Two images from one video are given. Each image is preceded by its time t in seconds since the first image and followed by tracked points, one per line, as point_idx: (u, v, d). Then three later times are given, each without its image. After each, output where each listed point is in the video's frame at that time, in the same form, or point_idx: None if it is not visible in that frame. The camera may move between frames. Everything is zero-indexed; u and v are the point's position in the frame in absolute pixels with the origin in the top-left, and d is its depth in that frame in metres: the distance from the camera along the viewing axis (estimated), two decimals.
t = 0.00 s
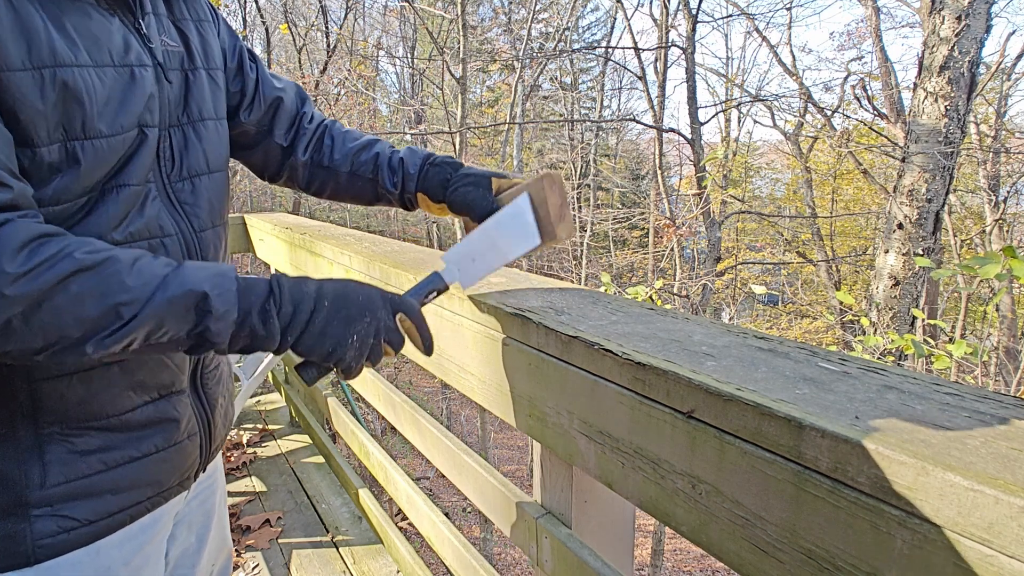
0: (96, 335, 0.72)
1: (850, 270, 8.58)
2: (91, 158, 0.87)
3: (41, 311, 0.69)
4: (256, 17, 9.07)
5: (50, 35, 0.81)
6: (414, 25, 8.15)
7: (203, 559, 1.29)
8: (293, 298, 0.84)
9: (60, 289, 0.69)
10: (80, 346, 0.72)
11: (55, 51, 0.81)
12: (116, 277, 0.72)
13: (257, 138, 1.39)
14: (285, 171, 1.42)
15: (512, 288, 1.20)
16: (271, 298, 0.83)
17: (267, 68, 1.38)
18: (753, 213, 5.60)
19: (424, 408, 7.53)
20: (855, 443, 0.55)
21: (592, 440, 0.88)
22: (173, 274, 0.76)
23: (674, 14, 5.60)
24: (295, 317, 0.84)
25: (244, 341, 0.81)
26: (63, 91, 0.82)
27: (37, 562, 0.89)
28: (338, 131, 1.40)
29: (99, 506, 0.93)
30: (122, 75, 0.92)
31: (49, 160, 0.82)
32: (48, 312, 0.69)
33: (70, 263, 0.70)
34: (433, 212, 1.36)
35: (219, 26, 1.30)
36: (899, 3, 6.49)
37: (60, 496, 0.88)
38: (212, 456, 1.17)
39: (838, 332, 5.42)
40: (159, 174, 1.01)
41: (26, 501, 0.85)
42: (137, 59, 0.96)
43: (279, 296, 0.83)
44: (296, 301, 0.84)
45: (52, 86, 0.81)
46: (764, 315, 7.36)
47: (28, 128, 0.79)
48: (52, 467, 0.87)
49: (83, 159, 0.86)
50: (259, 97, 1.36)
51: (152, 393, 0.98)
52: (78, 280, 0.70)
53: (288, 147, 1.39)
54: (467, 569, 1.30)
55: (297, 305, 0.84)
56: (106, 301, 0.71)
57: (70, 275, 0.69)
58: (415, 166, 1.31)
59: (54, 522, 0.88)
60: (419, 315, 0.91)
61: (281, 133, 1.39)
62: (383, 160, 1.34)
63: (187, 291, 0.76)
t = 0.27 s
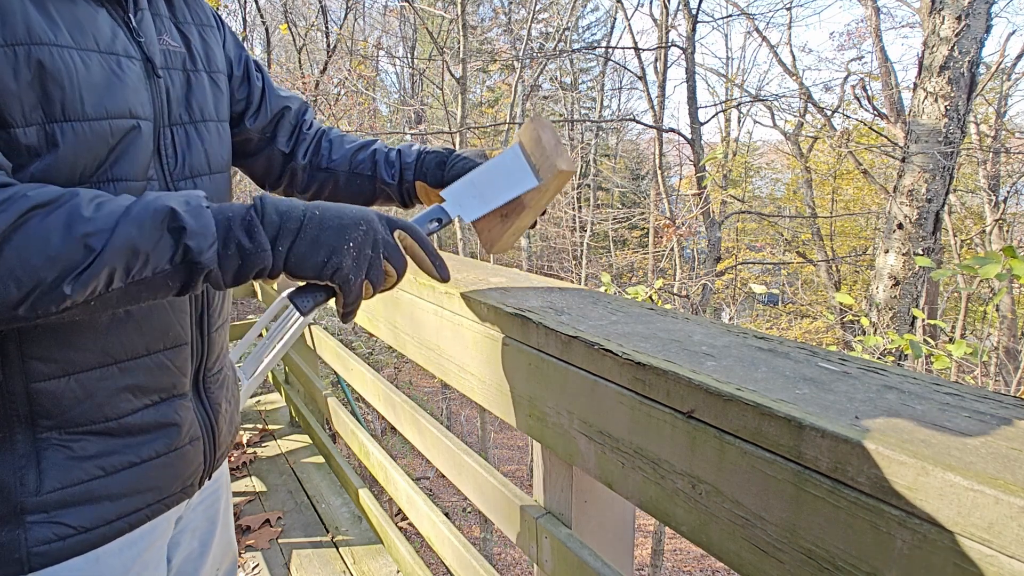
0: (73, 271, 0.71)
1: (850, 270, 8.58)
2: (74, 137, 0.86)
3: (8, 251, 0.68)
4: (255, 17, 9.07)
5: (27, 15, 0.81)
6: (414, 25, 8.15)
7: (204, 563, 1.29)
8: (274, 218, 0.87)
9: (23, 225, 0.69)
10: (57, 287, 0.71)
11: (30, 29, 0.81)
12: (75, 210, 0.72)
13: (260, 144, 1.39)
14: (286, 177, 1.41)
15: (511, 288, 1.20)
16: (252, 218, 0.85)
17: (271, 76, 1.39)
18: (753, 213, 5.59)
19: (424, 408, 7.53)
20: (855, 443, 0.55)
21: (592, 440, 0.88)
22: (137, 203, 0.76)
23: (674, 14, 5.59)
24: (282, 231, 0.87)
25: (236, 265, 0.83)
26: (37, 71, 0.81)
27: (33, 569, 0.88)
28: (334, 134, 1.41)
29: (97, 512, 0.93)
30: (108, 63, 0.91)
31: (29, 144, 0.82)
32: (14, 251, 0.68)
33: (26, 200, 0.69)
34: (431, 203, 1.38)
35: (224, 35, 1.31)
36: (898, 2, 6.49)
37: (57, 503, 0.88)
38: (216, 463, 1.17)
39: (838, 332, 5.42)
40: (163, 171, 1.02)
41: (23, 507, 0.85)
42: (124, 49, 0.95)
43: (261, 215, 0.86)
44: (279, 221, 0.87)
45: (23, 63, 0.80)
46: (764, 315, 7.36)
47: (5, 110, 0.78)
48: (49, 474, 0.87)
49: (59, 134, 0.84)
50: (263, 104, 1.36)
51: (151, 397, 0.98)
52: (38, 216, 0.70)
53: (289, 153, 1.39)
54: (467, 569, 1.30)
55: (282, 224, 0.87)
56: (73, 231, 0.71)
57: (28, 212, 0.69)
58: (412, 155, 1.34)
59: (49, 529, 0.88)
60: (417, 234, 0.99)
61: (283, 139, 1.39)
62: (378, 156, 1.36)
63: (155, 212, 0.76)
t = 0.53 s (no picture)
0: (67, 308, 0.72)
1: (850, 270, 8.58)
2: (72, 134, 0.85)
3: (6, 281, 0.69)
4: (255, 17, 9.07)
5: (31, 15, 0.81)
6: (414, 25, 8.16)
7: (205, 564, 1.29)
8: (275, 266, 0.85)
9: (25, 257, 0.69)
10: (49, 321, 0.71)
11: (34, 29, 0.81)
12: (81, 244, 0.73)
13: (244, 153, 1.39)
14: (268, 187, 1.42)
15: (510, 288, 1.20)
16: (253, 266, 0.84)
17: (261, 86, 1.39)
18: (753, 213, 5.59)
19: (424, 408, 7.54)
20: (855, 443, 0.55)
21: (592, 440, 0.88)
22: (142, 242, 0.77)
23: (674, 14, 5.60)
24: (282, 286, 0.85)
25: (229, 311, 0.82)
26: (41, 73, 0.81)
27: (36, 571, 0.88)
28: (316, 146, 1.41)
29: (99, 515, 0.92)
30: (110, 63, 0.91)
31: (29, 145, 0.81)
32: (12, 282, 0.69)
33: (31, 230, 0.70)
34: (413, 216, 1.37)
35: (219, 41, 1.30)
36: (898, 3, 6.49)
37: (59, 504, 0.88)
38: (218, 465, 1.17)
39: (838, 332, 5.42)
40: (164, 170, 1.01)
41: (24, 510, 0.85)
42: (125, 49, 0.95)
43: (262, 261, 0.85)
44: (279, 267, 0.85)
45: (27, 65, 0.80)
46: (764, 315, 7.37)
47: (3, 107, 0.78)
48: (51, 476, 0.87)
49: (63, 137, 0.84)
50: (251, 112, 1.36)
51: (154, 398, 0.98)
52: (41, 247, 0.70)
53: (271, 163, 1.39)
54: (467, 569, 1.30)
55: (282, 271, 0.86)
56: (74, 269, 0.72)
57: (30, 244, 0.70)
58: (384, 176, 1.33)
59: (51, 531, 0.88)
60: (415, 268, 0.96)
61: (267, 150, 1.39)
62: (355, 172, 1.35)
63: (157, 257, 0.76)
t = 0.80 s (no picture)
0: (82, 334, 0.74)
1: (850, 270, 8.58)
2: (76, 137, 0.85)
3: (29, 306, 0.70)
4: (256, 17, 9.07)
5: (43, 21, 0.81)
6: (414, 25, 8.16)
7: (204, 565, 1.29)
8: (276, 301, 0.89)
9: (51, 285, 0.71)
10: (63, 344, 0.74)
11: (47, 37, 0.81)
12: (106, 275, 0.75)
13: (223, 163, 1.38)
14: (243, 202, 1.41)
15: (510, 288, 1.20)
16: (257, 302, 0.87)
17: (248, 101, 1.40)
18: (754, 213, 5.59)
19: (424, 408, 7.54)
20: (855, 444, 0.55)
21: (592, 440, 0.88)
22: (162, 275, 0.79)
23: (674, 14, 5.59)
24: (280, 324, 0.88)
25: (229, 344, 0.85)
26: (51, 76, 0.81)
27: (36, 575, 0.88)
28: (295, 164, 1.42)
29: (99, 518, 0.92)
30: (115, 69, 0.92)
31: (38, 149, 0.81)
32: (34, 308, 0.71)
33: (61, 259, 0.72)
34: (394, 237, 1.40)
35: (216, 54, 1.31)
36: (898, 2, 6.49)
37: (59, 508, 0.87)
38: (217, 466, 1.17)
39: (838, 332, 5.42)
40: (164, 174, 1.00)
41: (24, 513, 0.85)
42: (130, 55, 0.95)
43: (266, 298, 0.88)
44: (280, 305, 0.89)
45: (38, 68, 0.80)
46: (764, 315, 7.36)
47: (16, 111, 0.78)
48: (51, 479, 0.86)
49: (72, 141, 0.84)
50: (236, 124, 1.37)
51: (153, 400, 0.98)
52: (68, 277, 0.72)
53: (251, 177, 1.39)
54: (467, 569, 1.30)
55: (282, 308, 0.89)
56: (94, 300, 0.74)
57: (60, 271, 0.71)
58: (362, 201, 1.34)
59: (52, 534, 0.87)
60: (402, 291, 0.97)
61: (246, 164, 1.39)
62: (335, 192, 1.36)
63: (175, 292, 0.79)
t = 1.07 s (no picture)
0: (103, 329, 0.74)
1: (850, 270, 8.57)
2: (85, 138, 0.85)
3: (53, 300, 0.71)
4: (256, 16, 9.07)
5: (56, 23, 0.82)
6: (414, 25, 8.16)
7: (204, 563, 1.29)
8: (293, 300, 0.89)
9: (75, 279, 0.71)
10: (85, 338, 0.73)
11: (60, 38, 0.81)
12: (128, 271, 0.75)
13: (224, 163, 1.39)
14: (240, 202, 1.42)
15: (510, 289, 1.20)
16: (274, 302, 0.87)
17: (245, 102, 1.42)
18: (754, 213, 5.58)
19: (424, 408, 7.54)
20: (856, 444, 0.55)
21: (592, 440, 0.88)
22: (182, 273, 0.80)
23: (674, 14, 5.59)
24: (297, 323, 0.88)
25: (246, 341, 0.85)
26: (64, 78, 0.82)
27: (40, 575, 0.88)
28: (291, 163, 1.42)
29: (102, 518, 0.92)
30: (122, 72, 0.92)
31: (49, 150, 0.81)
32: (58, 303, 0.71)
33: (85, 254, 0.72)
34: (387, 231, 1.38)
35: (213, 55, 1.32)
36: (899, 2, 6.49)
37: (62, 508, 0.88)
38: (218, 466, 1.17)
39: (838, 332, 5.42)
40: (166, 177, 1.00)
41: (28, 513, 0.85)
42: (136, 59, 0.95)
43: (283, 297, 0.88)
44: (298, 304, 0.89)
45: (52, 70, 0.80)
46: (763, 315, 7.36)
47: (33, 112, 0.78)
48: (54, 479, 0.87)
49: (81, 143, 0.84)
50: (234, 125, 1.38)
51: (156, 400, 0.98)
52: (92, 271, 0.72)
53: (248, 174, 1.39)
54: (467, 569, 1.30)
55: (299, 308, 0.89)
56: (118, 295, 0.74)
57: (83, 265, 0.72)
58: (357, 192, 1.34)
59: (56, 535, 0.88)
60: (418, 291, 0.96)
61: (245, 161, 1.39)
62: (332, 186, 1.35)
63: (195, 290, 0.79)
